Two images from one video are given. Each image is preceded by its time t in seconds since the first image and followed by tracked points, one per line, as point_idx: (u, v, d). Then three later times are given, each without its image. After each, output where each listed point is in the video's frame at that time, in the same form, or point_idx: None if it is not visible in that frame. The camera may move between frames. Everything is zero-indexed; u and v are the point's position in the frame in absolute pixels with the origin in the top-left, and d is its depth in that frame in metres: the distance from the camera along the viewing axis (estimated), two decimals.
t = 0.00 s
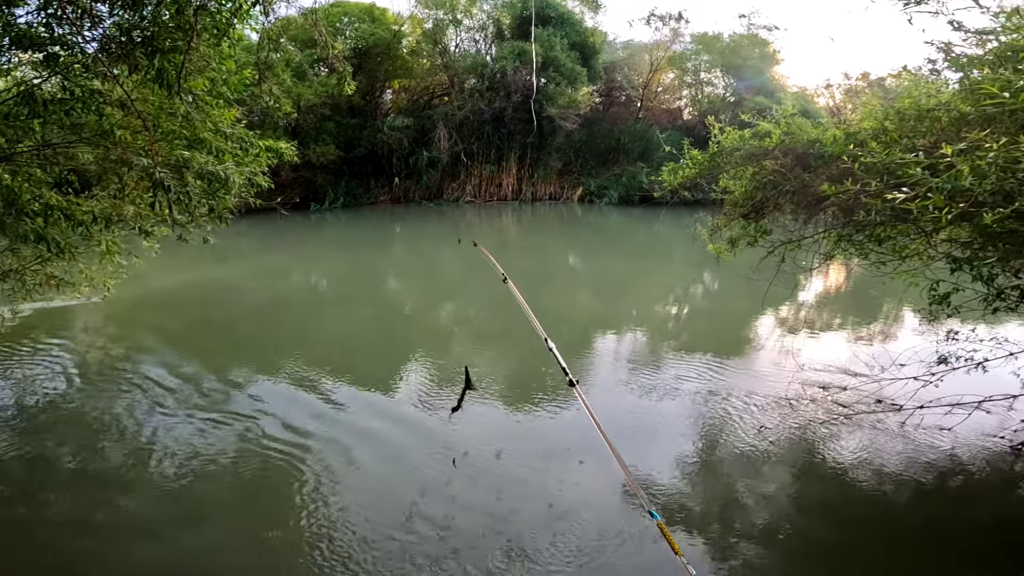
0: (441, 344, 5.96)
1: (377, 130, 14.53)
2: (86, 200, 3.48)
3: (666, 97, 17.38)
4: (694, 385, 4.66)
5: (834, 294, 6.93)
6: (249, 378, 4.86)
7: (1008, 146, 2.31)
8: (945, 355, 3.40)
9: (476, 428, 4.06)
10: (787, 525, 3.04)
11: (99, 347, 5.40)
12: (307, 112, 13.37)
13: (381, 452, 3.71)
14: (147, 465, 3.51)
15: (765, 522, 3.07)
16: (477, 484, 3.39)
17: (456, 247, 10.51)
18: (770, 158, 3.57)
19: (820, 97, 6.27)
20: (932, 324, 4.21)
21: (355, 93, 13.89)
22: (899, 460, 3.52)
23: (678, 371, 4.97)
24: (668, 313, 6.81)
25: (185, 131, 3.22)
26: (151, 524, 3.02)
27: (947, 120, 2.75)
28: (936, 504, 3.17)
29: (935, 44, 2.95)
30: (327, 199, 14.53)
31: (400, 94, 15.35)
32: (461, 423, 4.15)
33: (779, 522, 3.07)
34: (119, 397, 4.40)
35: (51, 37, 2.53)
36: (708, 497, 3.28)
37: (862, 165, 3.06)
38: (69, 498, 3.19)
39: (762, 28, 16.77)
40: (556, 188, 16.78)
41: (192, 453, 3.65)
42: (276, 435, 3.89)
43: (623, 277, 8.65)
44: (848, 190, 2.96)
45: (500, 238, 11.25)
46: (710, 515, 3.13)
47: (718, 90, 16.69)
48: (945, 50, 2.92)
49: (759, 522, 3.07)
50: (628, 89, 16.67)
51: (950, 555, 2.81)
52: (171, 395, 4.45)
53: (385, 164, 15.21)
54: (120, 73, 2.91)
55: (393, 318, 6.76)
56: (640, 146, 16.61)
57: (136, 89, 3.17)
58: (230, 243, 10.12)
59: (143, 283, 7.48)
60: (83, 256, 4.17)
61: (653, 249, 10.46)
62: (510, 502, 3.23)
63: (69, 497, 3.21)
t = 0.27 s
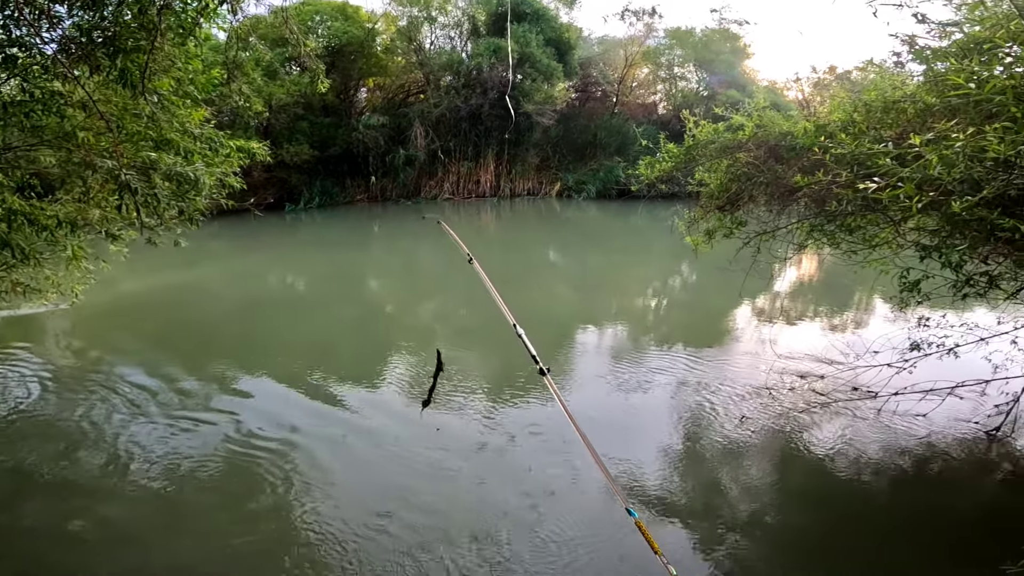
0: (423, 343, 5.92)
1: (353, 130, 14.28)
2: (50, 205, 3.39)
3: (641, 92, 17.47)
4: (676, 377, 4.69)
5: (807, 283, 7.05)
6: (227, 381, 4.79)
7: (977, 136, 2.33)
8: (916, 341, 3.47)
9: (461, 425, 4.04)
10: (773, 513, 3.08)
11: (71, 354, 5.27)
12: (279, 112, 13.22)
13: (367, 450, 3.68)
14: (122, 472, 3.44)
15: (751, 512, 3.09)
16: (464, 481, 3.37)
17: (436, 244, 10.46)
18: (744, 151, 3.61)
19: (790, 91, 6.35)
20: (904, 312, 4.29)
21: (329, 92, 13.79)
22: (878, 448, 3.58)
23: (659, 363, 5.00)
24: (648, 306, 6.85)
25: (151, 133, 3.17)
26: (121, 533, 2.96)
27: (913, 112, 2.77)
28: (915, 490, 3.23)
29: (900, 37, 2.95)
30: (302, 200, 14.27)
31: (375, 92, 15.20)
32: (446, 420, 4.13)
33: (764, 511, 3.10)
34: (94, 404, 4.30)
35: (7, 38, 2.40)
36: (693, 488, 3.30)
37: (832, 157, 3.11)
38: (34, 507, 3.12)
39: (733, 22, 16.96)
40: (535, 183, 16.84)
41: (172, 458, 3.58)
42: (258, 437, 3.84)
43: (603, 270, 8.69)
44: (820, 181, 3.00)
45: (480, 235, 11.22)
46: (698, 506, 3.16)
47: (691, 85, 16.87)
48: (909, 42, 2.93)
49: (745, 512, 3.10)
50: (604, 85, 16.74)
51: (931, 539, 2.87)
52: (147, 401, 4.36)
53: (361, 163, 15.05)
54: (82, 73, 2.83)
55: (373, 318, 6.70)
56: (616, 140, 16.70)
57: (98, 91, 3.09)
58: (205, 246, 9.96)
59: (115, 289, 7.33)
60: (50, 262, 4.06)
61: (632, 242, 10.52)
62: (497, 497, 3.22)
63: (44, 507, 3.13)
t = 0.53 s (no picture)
0: (404, 339, 5.89)
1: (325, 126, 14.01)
2: (9, 208, 3.29)
3: (615, 83, 17.51)
4: (656, 365, 4.72)
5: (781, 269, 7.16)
6: (204, 382, 4.71)
7: (933, 121, 2.36)
8: (884, 325, 3.55)
9: (444, 418, 4.03)
10: (755, 500, 3.12)
11: (40, 361, 5.14)
12: (247, 109, 12.72)
13: (347, 446, 3.65)
14: (98, 477, 3.37)
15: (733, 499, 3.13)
16: (448, 473, 3.37)
17: (414, 239, 10.40)
18: (714, 140, 3.64)
19: (760, 79, 6.37)
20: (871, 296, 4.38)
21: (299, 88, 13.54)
22: (854, 432, 3.65)
23: (639, 352, 5.03)
24: (628, 295, 6.88)
25: (112, 133, 3.11)
26: (89, 539, 2.89)
27: (873, 100, 2.80)
28: (891, 473, 3.30)
29: (861, 26, 2.98)
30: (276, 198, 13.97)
31: (347, 87, 15.08)
32: (428, 412, 4.11)
33: (746, 498, 3.14)
34: (66, 409, 4.20)
35: None
36: (676, 477, 3.33)
37: (798, 145, 3.16)
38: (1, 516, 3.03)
39: (703, 12, 17.09)
40: (512, 175, 16.84)
41: (149, 460, 3.52)
42: (237, 434, 3.79)
43: (581, 261, 8.71)
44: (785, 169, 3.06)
45: (458, 228, 11.19)
46: (680, 493, 3.19)
47: (664, 75, 16.99)
48: (869, 32, 2.98)
49: (728, 499, 3.14)
50: (578, 76, 16.76)
51: (907, 519, 2.94)
52: (121, 404, 4.28)
53: (335, 159, 14.89)
54: (36, 73, 2.74)
55: (352, 315, 6.64)
56: (592, 131, 16.75)
57: (55, 92, 3.01)
58: (177, 247, 9.79)
59: (84, 293, 7.18)
60: (13, 267, 3.94)
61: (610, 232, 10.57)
62: (482, 489, 3.22)
63: (17, 515, 3.05)
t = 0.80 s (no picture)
0: (375, 330, 5.82)
1: (283, 117, 13.69)
2: None
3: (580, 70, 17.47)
4: (626, 347, 4.76)
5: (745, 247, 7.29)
6: (168, 380, 4.59)
7: (852, 102, 2.44)
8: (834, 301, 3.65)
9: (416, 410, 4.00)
10: (725, 479, 3.18)
11: None
12: (201, 102, 12.24)
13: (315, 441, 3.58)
14: (54, 481, 3.25)
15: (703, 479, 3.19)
16: (421, 464, 3.35)
17: (381, 230, 10.28)
18: (669, 124, 3.65)
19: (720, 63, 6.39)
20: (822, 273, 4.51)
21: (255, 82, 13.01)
22: (817, 408, 3.74)
23: (610, 334, 5.06)
24: (597, 278, 6.90)
25: (47, 133, 3.01)
26: (47, 544, 2.79)
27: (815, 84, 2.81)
28: (854, 446, 3.39)
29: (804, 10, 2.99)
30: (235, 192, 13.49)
31: (307, 78, 14.57)
32: (399, 405, 4.08)
33: (715, 477, 3.20)
34: (17, 412, 4.04)
35: None
36: (647, 458, 3.37)
37: (743, 128, 3.24)
38: None
39: None
40: (479, 163, 16.77)
41: (109, 461, 3.42)
42: (203, 431, 3.71)
43: (550, 246, 8.73)
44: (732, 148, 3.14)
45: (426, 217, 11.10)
46: (651, 476, 3.22)
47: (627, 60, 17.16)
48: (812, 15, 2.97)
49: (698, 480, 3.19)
50: (543, 62, 16.73)
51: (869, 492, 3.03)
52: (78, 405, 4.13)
53: (297, 151, 14.53)
54: None
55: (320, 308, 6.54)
56: (557, 117, 16.77)
57: None
58: (134, 246, 9.50)
59: (36, 297, 6.92)
60: None
61: (578, 216, 10.60)
62: (455, 480, 3.21)
63: None
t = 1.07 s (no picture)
0: (385, 324, 5.84)
1: (291, 115, 13.73)
2: None
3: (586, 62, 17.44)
4: (636, 339, 4.75)
5: (755, 238, 7.27)
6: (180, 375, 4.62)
7: (860, 89, 2.41)
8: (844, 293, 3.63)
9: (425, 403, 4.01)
10: (736, 472, 3.18)
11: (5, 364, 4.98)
12: (210, 100, 12.24)
13: (326, 434, 3.60)
14: (69, 477, 3.29)
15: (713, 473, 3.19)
16: (432, 456, 3.37)
17: (389, 225, 10.30)
18: (676, 115, 3.63)
19: (727, 54, 6.34)
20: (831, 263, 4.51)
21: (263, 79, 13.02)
22: (829, 401, 3.72)
23: (620, 326, 5.05)
24: (607, 271, 6.89)
25: (56, 134, 3.05)
26: (63, 539, 2.83)
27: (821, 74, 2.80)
28: (865, 439, 3.38)
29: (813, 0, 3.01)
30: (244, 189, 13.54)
31: (314, 75, 14.51)
32: (409, 398, 4.10)
33: (726, 471, 3.19)
34: (32, 409, 4.08)
35: None
36: (657, 452, 3.37)
37: (751, 118, 3.24)
38: None
39: None
40: (487, 157, 16.80)
41: (123, 456, 3.45)
42: (216, 424, 3.74)
43: (558, 239, 8.73)
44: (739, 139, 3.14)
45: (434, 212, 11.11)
46: (662, 470, 3.22)
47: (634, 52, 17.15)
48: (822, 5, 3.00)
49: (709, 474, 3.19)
50: (550, 56, 16.70)
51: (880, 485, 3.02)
52: (91, 400, 4.17)
53: (305, 148, 14.46)
54: None
55: (329, 303, 6.57)
56: (564, 111, 16.76)
57: None
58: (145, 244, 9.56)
59: (49, 294, 6.98)
60: None
61: (586, 209, 10.58)
62: (466, 472, 3.22)
63: None
